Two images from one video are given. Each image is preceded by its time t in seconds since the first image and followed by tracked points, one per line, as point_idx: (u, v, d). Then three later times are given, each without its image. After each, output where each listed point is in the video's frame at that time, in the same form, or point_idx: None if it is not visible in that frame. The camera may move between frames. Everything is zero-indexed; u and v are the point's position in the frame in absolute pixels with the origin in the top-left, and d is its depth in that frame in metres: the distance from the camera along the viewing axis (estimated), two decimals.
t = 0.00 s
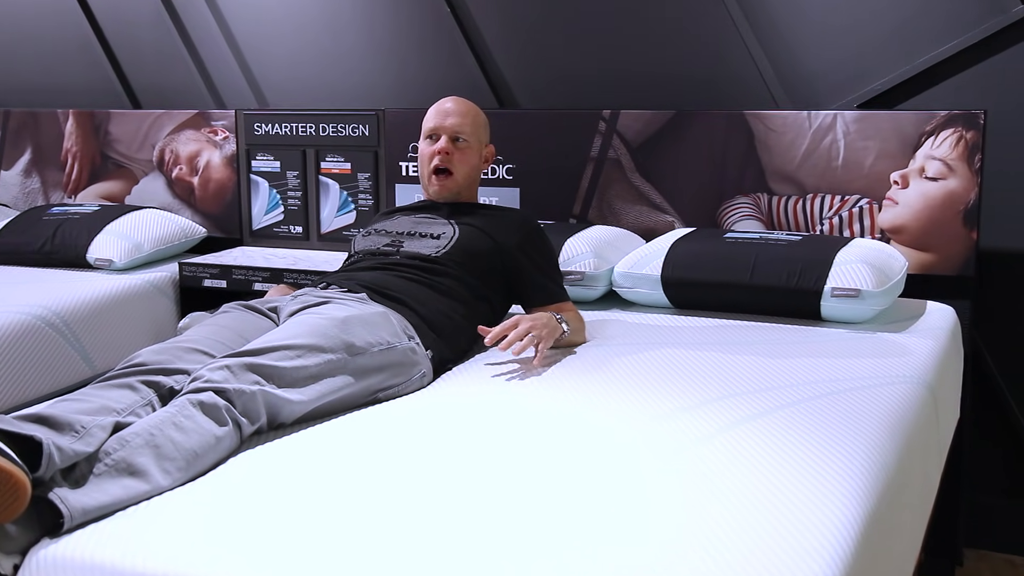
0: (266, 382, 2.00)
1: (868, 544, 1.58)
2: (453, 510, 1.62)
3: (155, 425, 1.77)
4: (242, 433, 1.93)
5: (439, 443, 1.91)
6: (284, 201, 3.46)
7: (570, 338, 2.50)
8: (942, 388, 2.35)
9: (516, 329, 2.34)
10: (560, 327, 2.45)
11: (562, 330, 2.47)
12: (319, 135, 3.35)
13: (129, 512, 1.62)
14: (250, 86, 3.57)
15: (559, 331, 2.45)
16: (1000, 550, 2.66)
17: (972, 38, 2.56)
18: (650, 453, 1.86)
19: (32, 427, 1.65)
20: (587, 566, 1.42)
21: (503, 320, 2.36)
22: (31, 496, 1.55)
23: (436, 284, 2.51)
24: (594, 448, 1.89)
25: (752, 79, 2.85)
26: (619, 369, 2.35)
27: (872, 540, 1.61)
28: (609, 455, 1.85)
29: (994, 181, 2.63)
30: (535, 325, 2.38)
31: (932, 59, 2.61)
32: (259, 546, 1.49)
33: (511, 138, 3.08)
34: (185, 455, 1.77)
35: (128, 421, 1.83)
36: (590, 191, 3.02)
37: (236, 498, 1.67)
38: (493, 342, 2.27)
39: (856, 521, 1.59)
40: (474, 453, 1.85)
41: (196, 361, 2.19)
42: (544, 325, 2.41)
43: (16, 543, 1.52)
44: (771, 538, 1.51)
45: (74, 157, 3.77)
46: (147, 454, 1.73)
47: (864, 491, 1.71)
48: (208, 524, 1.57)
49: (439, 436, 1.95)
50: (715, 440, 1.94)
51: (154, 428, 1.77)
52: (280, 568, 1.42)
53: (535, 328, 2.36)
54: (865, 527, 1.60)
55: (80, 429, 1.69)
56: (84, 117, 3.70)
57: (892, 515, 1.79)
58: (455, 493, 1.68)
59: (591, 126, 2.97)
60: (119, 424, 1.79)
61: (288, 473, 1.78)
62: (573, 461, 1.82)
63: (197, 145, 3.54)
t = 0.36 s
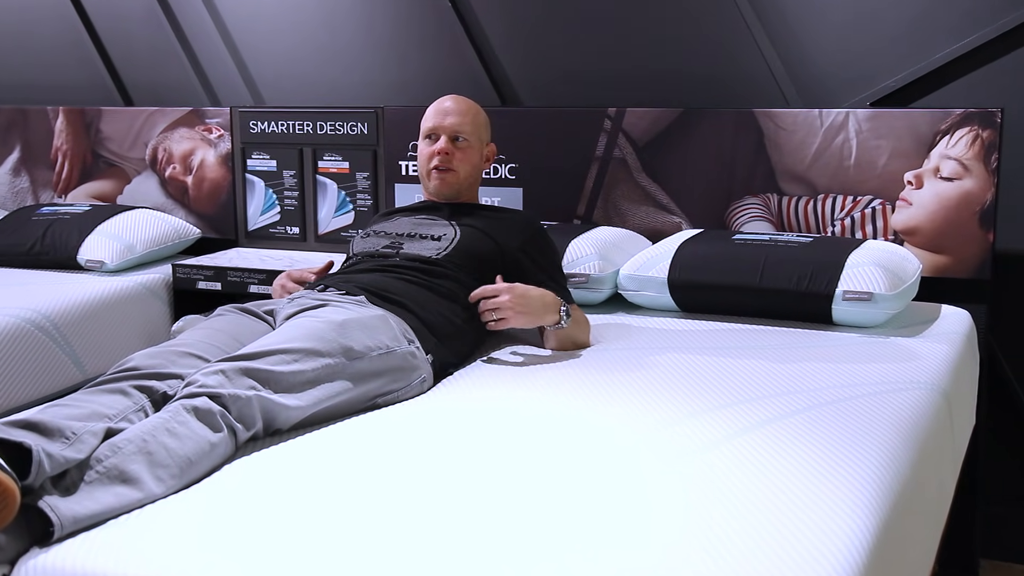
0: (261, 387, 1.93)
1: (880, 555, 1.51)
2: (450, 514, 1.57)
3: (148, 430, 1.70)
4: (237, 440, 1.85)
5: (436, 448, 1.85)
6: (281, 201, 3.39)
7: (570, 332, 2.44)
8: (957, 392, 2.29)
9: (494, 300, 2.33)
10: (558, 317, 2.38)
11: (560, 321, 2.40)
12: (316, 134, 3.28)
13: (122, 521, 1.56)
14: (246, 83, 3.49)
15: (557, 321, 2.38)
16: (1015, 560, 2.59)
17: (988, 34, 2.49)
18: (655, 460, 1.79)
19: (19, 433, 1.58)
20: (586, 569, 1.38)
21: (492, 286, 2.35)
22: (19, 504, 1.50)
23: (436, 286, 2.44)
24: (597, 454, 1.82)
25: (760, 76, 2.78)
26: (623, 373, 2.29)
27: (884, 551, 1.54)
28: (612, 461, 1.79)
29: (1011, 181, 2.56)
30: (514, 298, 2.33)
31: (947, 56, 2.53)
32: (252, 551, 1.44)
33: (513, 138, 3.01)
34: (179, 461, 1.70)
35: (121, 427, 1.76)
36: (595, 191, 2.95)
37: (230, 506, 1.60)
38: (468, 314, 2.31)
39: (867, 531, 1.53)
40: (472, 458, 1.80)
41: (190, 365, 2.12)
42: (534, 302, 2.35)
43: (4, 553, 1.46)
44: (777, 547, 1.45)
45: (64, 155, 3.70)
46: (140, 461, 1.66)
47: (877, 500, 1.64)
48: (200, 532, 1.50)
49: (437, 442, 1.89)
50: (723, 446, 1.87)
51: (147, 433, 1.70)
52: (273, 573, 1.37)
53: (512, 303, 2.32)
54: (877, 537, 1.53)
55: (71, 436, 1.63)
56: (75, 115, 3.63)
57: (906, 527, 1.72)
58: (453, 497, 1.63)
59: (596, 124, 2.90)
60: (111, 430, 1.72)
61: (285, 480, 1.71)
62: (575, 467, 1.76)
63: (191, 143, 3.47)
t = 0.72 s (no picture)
0: (258, 391, 1.88)
1: (890, 565, 1.46)
2: (449, 520, 1.52)
3: (142, 436, 1.65)
4: (233, 445, 1.80)
5: (433, 453, 1.80)
6: (278, 202, 3.34)
7: (577, 339, 2.40)
8: (968, 396, 2.24)
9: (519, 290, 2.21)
10: (565, 326, 2.33)
11: (567, 329, 2.35)
12: (315, 134, 3.24)
13: (115, 528, 1.51)
14: (244, 83, 3.45)
15: (563, 329, 2.34)
16: None
17: (1000, 31, 2.44)
18: (659, 466, 1.74)
19: (10, 437, 1.52)
20: None
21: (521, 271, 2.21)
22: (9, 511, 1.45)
23: (436, 289, 2.39)
24: (599, 459, 1.77)
25: (765, 74, 2.74)
26: (626, 377, 2.24)
27: (894, 561, 1.49)
28: (615, 466, 1.74)
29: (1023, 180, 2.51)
30: (538, 293, 2.24)
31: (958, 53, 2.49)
32: (246, 556, 1.39)
33: (515, 138, 2.97)
34: (174, 467, 1.65)
35: (115, 433, 1.71)
36: (598, 191, 2.90)
37: (226, 512, 1.55)
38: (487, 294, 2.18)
39: (877, 539, 1.47)
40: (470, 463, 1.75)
41: (185, 370, 2.07)
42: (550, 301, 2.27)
43: None
44: (782, 555, 1.40)
45: (58, 154, 3.65)
46: (134, 467, 1.61)
47: (888, 509, 1.59)
48: (195, 538, 1.45)
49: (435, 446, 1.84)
50: (729, 452, 1.82)
51: (141, 439, 1.65)
52: None
53: (533, 299, 2.24)
54: (886, 547, 1.47)
55: (63, 441, 1.57)
56: (69, 114, 3.59)
57: (917, 536, 1.66)
58: (452, 502, 1.59)
59: (599, 124, 2.85)
60: (105, 435, 1.66)
61: (282, 486, 1.66)
62: (576, 472, 1.71)
63: (188, 143, 3.43)
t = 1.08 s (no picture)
0: (252, 397, 1.79)
1: None
2: (435, 523, 1.47)
3: (133, 443, 1.57)
4: (226, 453, 1.72)
5: (430, 458, 1.74)
6: (273, 201, 3.26)
7: (578, 338, 2.31)
8: (987, 402, 2.16)
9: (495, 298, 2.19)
10: (563, 321, 2.25)
11: (565, 327, 2.27)
12: (310, 130, 3.15)
13: (104, 539, 1.44)
14: (237, 79, 3.36)
15: (561, 325, 2.25)
16: None
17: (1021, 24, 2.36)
18: (665, 475, 1.66)
19: None
20: None
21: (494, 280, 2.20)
22: None
23: (436, 291, 2.30)
24: (603, 468, 1.69)
25: (775, 69, 2.66)
26: (632, 382, 2.16)
27: None
28: (618, 477, 1.65)
29: None
30: (517, 298, 2.20)
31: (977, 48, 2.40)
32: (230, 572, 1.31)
33: (517, 135, 2.88)
34: (165, 476, 1.57)
35: (103, 440, 1.63)
36: (603, 191, 2.82)
37: (218, 523, 1.48)
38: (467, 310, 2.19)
39: (893, 558, 1.38)
40: (466, 468, 1.68)
41: (177, 375, 1.98)
42: (539, 302, 2.22)
43: None
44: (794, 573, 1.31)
45: (44, 152, 3.56)
46: (123, 476, 1.53)
47: (905, 525, 1.50)
48: (182, 552, 1.37)
49: (435, 451, 1.77)
50: (739, 461, 1.73)
51: (130, 446, 1.57)
52: None
53: (514, 302, 2.19)
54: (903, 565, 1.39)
55: (50, 449, 1.49)
56: (55, 110, 3.50)
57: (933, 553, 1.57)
58: (448, 507, 1.52)
59: (605, 120, 2.77)
60: (94, 443, 1.58)
61: (277, 495, 1.59)
62: (578, 481, 1.63)
63: (178, 140, 3.34)
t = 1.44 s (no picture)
0: (247, 402, 1.73)
1: None
2: (435, 534, 1.40)
3: (126, 448, 1.51)
4: (221, 459, 1.66)
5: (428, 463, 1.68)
6: (270, 200, 3.20)
7: (581, 338, 2.24)
8: (1004, 408, 2.10)
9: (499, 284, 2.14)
10: (567, 319, 2.18)
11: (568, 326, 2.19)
12: (308, 129, 3.10)
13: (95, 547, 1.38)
14: (235, 76, 3.31)
15: (565, 323, 2.18)
16: None
17: None
18: (668, 484, 1.60)
19: None
20: None
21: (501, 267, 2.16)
22: None
23: (438, 294, 2.24)
24: (605, 475, 1.63)
25: (784, 66, 2.60)
26: (636, 386, 2.09)
27: None
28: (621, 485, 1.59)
29: None
30: (521, 288, 2.13)
31: (992, 44, 2.34)
32: None
33: (520, 134, 2.83)
34: (158, 482, 1.51)
35: (96, 446, 1.57)
36: (609, 191, 2.76)
37: (212, 530, 1.42)
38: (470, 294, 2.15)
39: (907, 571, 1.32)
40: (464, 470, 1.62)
41: (170, 378, 1.92)
42: (543, 295, 2.15)
43: None
44: None
45: (35, 149, 3.50)
46: (116, 482, 1.48)
47: (919, 536, 1.43)
48: (172, 561, 1.31)
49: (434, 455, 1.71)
50: (745, 469, 1.67)
51: (123, 451, 1.51)
52: None
53: (516, 290, 2.13)
54: None
55: (40, 454, 1.44)
56: (48, 107, 3.44)
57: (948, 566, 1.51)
58: (443, 515, 1.47)
59: (610, 119, 2.71)
60: (86, 448, 1.52)
61: (272, 502, 1.53)
62: (571, 489, 1.57)
63: (173, 138, 3.28)
